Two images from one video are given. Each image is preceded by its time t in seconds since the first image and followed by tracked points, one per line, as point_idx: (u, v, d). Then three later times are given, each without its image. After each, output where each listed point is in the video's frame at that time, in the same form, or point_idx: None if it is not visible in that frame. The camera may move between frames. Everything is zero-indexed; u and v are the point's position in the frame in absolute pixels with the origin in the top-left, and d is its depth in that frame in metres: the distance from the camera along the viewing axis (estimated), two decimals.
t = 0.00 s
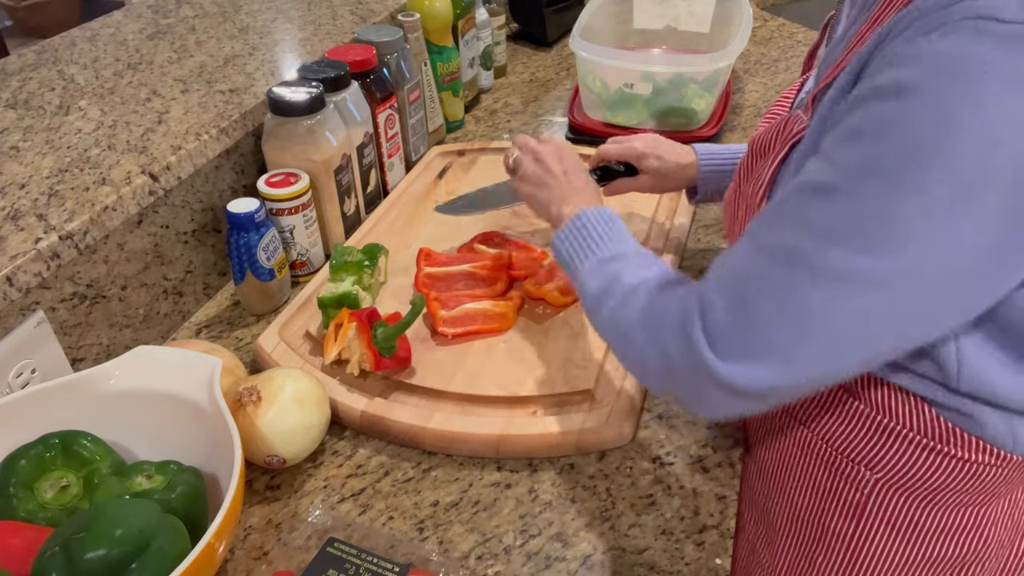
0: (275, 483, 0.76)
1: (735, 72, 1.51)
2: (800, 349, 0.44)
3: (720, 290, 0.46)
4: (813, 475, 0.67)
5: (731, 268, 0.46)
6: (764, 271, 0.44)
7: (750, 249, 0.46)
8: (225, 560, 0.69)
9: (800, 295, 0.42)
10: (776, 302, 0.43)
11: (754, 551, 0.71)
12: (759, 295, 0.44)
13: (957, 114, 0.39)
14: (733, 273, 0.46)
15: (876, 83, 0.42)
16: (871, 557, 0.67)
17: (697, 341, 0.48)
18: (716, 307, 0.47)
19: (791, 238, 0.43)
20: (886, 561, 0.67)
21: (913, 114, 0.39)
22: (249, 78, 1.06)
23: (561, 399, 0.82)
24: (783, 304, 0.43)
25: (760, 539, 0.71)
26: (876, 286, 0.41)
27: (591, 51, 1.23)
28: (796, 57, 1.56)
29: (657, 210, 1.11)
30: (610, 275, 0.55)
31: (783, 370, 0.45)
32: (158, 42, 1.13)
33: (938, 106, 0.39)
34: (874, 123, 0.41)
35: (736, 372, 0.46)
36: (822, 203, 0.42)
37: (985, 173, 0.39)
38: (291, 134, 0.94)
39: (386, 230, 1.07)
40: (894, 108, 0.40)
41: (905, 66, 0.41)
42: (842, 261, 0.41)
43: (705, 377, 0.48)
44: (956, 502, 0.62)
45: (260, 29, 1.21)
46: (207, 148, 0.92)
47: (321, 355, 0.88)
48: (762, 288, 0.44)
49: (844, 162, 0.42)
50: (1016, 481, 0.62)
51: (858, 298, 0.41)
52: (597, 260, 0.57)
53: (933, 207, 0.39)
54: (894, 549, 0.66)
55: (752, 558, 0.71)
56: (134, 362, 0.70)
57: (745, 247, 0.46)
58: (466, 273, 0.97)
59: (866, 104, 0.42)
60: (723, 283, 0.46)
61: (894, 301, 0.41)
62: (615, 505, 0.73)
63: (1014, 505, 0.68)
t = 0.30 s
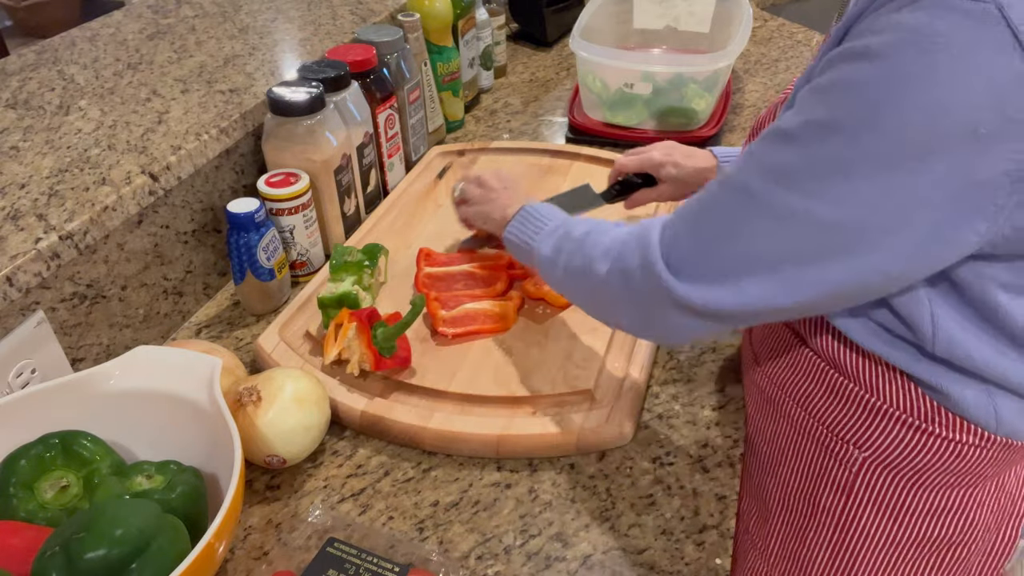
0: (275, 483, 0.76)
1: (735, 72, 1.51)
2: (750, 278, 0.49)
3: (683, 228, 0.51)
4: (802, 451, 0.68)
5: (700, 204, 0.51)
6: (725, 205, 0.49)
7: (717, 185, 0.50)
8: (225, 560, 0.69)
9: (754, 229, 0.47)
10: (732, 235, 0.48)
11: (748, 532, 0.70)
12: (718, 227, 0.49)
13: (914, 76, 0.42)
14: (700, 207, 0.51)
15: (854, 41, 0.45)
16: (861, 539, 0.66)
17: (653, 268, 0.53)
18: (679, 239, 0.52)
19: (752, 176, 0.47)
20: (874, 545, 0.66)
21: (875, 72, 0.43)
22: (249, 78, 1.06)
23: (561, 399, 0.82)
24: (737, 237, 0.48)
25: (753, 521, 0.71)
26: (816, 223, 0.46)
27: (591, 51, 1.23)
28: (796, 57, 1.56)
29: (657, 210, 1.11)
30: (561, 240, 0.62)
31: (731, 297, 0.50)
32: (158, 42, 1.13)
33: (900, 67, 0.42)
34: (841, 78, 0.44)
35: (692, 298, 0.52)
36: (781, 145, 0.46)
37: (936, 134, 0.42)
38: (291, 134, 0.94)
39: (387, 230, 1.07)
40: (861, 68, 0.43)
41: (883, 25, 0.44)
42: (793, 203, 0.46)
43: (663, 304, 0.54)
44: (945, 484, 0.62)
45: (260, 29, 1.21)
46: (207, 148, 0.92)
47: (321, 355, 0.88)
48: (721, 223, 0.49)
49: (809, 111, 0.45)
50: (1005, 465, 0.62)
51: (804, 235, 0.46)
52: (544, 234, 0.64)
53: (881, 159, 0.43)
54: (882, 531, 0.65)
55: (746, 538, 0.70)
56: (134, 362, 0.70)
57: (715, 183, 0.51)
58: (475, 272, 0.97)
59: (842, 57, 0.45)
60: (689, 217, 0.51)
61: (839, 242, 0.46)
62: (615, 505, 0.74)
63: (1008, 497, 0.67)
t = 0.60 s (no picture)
0: (275, 483, 0.76)
1: (735, 72, 1.51)
2: (808, 317, 0.44)
3: (724, 270, 0.46)
4: (803, 442, 0.68)
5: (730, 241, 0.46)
6: (767, 239, 0.44)
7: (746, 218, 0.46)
8: (225, 560, 0.69)
9: (807, 259, 0.43)
10: (782, 270, 0.43)
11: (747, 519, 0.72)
12: (763, 262, 0.44)
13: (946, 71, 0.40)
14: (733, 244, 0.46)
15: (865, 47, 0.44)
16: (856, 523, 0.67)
17: (696, 322, 0.47)
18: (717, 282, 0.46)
19: (790, 204, 0.43)
20: (871, 530, 0.67)
21: (905, 74, 0.41)
22: (249, 78, 1.06)
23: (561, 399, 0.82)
24: (791, 271, 0.43)
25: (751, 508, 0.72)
26: (873, 243, 0.42)
27: (591, 51, 1.23)
28: (796, 57, 1.56)
29: (657, 210, 1.11)
30: (562, 299, 0.52)
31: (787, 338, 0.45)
32: (158, 42, 1.13)
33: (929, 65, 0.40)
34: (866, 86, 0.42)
35: (743, 347, 0.46)
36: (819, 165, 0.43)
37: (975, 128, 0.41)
38: (291, 134, 0.94)
39: (387, 230, 1.07)
40: (887, 69, 0.42)
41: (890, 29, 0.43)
42: (843, 223, 0.42)
43: (712, 359, 0.47)
44: (939, 469, 0.63)
45: (260, 29, 1.21)
46: (207, 148, 0.92)
47: (321, 355, 0.88)
48: (769, 258, 0.44)
49: (839, 127, 0.43)
50: (999, 449, 0.63)
51: (863, 259, 0.42)
52: (539, 288, 0.53)
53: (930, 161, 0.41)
54: (879, 516, 0.66)
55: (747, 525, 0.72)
56: (134, 362, 0.70)
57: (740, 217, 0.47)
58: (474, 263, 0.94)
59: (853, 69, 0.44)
60: (723, 255, 0.46)
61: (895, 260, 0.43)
62: (615, 505, 0.73)
63: (1002, 480, 0.68)
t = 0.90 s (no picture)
0: (275, 483, 0.76)
1: (735, 72, 1.51)
2: (969, 379, 0.42)
3: (860, 345, 0.45)
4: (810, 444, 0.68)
5: (856, 315, 0.45)
6: (900, 310, 0.42)
7: (863, 291, 0.44)
8: (225, 560, 0.69)
9: (953, 322, 0.41)
10: (931, 339, 0.42)
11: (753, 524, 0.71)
12: (908, 334, 0.42)
13: None
14: (861, 320, 0.45)
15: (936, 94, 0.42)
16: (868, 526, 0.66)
17: (848, 406, 0.46)
18: (858, 364, 0.45)
19: (911, 269, 0.42)
20: (883, 531, 0.66)
21: (993, 116, 0.40)
22: (249, 78, 1.06)
23: (561, 399, 0.82)
24: (942, 339, 0.41)
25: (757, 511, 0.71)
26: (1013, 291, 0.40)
27: (591, 51, 1.23)
28: (796, 58, 1.56)
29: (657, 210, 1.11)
30: (694, 391, 0.54)
31: (955, 402, 0.43)
32: (158, 42, 1.13)
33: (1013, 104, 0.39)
34: (953, 137, 0.41)
35: (908, 425, 0.44)
36: (930, 225, 0.41)
37: None
38: (291, 134, 0.94)
39: (386, 230, 1.07)
40: (969, 118, 0.40)
41: (956, 72, 0.42)
42: (979, 277, 0.40)
43: (878, 441, 0.46)
44: (952, 469, 0.62)
45: (260, 29, 1.21)
46: (207, 148, 0.92)
47: (321, 355, 0.88)
48: (912, 331, 0.42)
49: (937, 184, 0.41)
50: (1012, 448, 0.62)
51: (1010, 308, 0.41)
52: (664, 381, 0.55)
53: None
54: (890, 518, 0.65)
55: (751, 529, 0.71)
56: (134, 362, 0.70)
57: (851, 290, 0.45)
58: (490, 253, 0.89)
59: (923, 118, 0.42)
60: (857, 332, 0.45)
61: None
62: (615, 505, 0.73)
63: (1013, 479, 0.68)
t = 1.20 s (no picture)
0: (275, 483, 0.76)
1: (735, 72, 1.51)
2: (1019, 422, 0.45)
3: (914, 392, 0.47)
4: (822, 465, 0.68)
5: (908, 363, 0.47)
6: (950, 361, 0.45)
7: (915, 341, 0.46)
8: (225, 560, 0.69)
9: (1002, 373, 0.43)
10: (981, 390, 0.44)
11: (761, 539, 0.73)
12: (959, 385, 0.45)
13: None
14: (913, 368, 0.47)
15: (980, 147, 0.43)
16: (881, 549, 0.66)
17: (899, 450, 0.49)
18: (909, 410, 0.48)
19: (961, 323, 0.43)
20: (898, 552, 0.66)
21: None
22: (249, 78, 1.06)
23: (562, 399, 0.82)
24: (992, 389, 0.44)
25: (768, 529, 0.72)
26: None
27: (591, 51, 1.23)
28: (796, 57, 1.56)
29: (657, 210, 1.11)
30: (745, 426, 0.60)
31: (1006, 445, 0.46)
32: (158, 42, 1.13)
33: None
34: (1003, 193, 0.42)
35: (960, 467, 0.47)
36: (974, 279, 0.43)
37: None
38: (291, 134, 0.94)
39: (386, 231, 1.07)
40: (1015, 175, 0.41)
41: (1006, 125, 0.42)
42: None
43: (929, 481, 0.49)
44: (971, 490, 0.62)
45: (260, 29, 1.21)
46: (207, 148, 0.92)
47: (321, 355, 0.88)
48: (962, 382, 0.44)
49: (988, 241, 0.42)
50: None
51: None
52: (717, 415, 0.62)
53: None
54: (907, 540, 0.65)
55: (760, 545, 0.73)
56: (134, 362, 0.70)
57: (902, 338, 0.47)
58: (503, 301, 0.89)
59: (969, 170, 0.43)
60: (910, 381, 0.47)
61: None
62: (615, 505, 0.73)
63: None
